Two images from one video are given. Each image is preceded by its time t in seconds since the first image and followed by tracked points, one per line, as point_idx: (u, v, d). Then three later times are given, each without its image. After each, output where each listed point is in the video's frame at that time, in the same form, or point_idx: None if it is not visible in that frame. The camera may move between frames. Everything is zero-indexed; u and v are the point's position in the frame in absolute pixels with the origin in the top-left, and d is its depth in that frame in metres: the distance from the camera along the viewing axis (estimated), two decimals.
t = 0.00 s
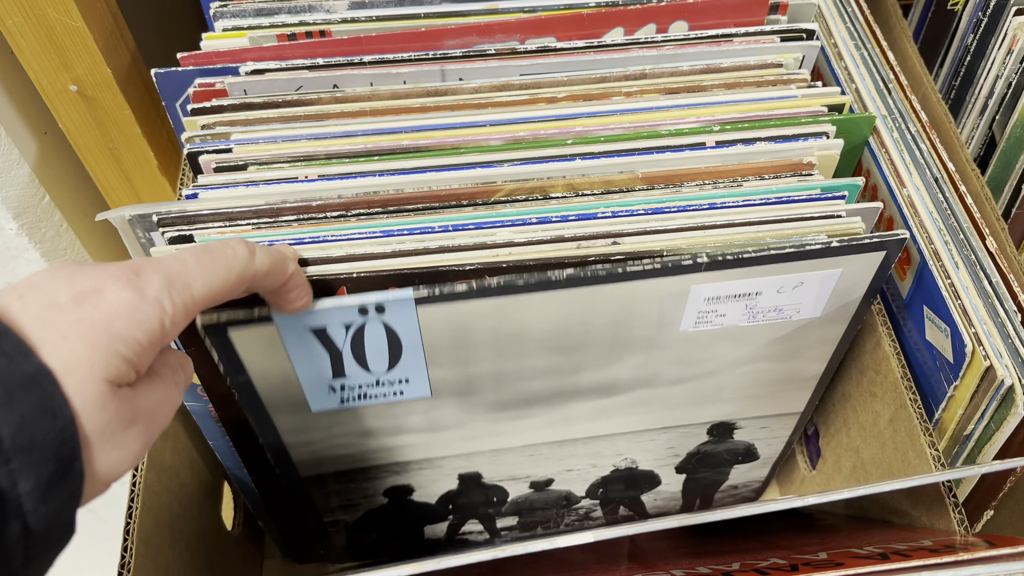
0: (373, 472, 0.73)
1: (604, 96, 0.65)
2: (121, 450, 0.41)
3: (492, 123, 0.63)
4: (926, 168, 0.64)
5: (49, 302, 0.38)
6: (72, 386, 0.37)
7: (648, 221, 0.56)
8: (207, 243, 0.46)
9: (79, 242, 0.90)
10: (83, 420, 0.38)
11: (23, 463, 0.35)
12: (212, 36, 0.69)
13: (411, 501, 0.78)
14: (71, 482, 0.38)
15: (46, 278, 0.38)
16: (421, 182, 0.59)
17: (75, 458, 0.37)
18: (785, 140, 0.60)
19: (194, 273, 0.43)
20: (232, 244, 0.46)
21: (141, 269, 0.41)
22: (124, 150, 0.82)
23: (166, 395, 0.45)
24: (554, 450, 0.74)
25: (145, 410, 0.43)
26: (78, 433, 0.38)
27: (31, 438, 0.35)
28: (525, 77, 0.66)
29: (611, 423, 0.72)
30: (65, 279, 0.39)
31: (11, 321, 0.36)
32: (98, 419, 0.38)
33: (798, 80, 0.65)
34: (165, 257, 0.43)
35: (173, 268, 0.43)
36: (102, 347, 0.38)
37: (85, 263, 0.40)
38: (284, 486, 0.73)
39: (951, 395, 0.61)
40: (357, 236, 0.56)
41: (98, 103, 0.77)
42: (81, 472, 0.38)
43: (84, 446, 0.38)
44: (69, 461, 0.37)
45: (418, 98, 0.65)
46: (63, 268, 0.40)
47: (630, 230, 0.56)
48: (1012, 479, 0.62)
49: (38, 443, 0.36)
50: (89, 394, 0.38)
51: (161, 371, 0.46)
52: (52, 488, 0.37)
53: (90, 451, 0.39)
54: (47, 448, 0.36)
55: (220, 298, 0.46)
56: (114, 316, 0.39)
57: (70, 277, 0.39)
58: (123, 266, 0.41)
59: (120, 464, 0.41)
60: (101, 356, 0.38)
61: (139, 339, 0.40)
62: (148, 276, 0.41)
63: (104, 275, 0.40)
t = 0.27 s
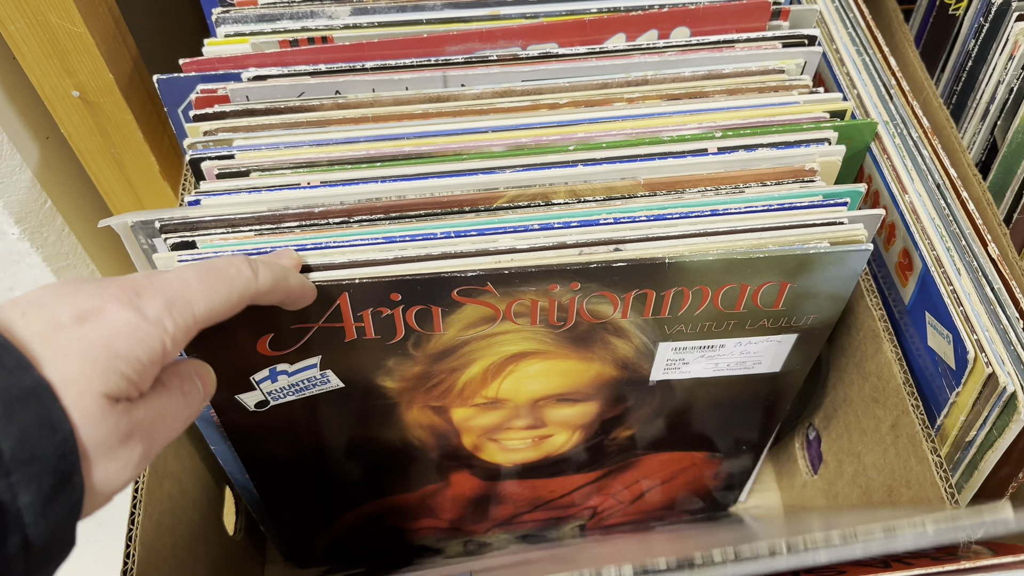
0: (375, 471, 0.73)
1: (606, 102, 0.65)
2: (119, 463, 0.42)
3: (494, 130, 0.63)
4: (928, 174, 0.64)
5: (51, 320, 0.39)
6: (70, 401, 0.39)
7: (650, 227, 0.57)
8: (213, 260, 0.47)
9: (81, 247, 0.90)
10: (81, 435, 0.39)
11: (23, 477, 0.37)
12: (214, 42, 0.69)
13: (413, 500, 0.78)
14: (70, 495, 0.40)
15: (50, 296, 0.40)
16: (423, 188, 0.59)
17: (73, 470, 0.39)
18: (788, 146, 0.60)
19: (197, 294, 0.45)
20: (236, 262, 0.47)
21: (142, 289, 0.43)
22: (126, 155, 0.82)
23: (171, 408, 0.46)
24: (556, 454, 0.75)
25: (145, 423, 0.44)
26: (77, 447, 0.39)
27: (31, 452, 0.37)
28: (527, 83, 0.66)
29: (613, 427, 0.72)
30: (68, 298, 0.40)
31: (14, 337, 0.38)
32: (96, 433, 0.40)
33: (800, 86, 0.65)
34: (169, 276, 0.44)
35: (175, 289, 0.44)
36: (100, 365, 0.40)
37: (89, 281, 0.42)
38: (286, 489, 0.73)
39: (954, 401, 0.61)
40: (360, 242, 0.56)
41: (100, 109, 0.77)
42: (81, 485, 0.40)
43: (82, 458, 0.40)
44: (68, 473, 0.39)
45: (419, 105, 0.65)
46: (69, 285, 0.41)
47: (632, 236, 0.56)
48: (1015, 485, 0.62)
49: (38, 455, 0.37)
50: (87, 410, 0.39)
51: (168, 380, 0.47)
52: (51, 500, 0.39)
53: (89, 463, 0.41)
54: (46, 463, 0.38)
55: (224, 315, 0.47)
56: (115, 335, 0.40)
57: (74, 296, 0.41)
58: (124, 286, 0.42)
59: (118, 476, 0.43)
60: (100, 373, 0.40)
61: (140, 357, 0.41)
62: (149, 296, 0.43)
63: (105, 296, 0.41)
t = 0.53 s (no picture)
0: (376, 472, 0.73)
1: (610, 103, 0.65)
2: (131, 491, 0.42)
3: (498, 130, 0.63)
4: (933, 175, 0.64)
5: (64, 341, 0.39)
6: (82, 424, 0.38)
7: (655, 229, 0.56)
8: (219, 267, 0.47)
9: (83, 248, 0.90)
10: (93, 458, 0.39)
11: (36, 498, 0.36)
12: (218, 42, 0.69)
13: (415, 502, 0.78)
14: (84, 515, 0.39)
15: (63, 315, 0.40)
16: (427, 189, 0.59)
17: (87, 492, 0.38)
18: (792, 147, 0.60)
19: (206, 309, 0.45)
20: (241, 271, 0.47)
21: (152, 307, 0.43)
22: (129, 156, 0.82)
23: (182, 434, 0.46)
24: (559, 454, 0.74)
25: (159, 451, 0.44)
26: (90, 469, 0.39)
27: (43, 473, 0.36)
28: (531, 84, 0.66)
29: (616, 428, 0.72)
30: (80, 317, 0.40)
31: (28, 359, 0.38)
32: (108, 458, 0.40)
33: (804, 87, 0.65)
34: (177, 290, 0.44)
35: (185, 305, 0.44)
36: (113, 388, 0.39)
37: (100, 298, 0.42)
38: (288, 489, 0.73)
39: (959, 402, 0.61)
40: (363, 243, 0.56)
41: (103, 110, 0.77)
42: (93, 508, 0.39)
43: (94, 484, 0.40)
44: (81, 493, 0.38)
45: (423, 105, 0.65)
46: (80, 303, 0.41)
47: (636, 237, 0.56)
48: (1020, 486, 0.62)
49: (51, 475, 0.37)
50: (100, 436, 0.39)
51: (179, 408, 0.47)
52: (64, 521, 0.38)
53: (101, 488, 0.40)
54: (59, 483, 0.37)
55: (230, 325, 0.47)
56: (127, 357, 0.40)
57: (86, 315, 0.40)
58: (136, 304, 0.42)
59: (131, 504, 0.42)
60: (112, 398, 0.39)
61: (152, 379, 0.41)
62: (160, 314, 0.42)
63: (117, 316, 0.41)
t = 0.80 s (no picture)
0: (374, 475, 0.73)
1: (609, 104, 0.65)
2: (142, 449, 0.39)
3: (497, 132, 0.63)
4: (931, 176, 0.64)
5: (73, 296, 0.36)
6: (94, 381, 0.35)
7: (653, 231, 0.56)
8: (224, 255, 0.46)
9: (83, 249, 0.90)
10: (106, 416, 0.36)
11: (47, 459, 0.35)
12: (217, 44, 0.69)
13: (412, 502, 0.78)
14: (95, 478, 0.37)
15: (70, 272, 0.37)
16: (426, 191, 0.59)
17: (99, 452, 0.36)
18: (790, 149, 0.60)
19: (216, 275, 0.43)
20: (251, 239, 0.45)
21: (164, 266, 0.40)
22: (128, 157, 0.82)
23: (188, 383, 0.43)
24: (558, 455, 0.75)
25: (168, 402, 0.40)
26: (102, 429, 0.36)
27: (53, 435, 0.35)
28: (529, 85, 0.66)
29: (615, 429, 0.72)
30: (88, 274, 0.37)
31: (36, 315, 0.35)
32: (121, 416, 0.37)
33: (803, 88, 0.65)
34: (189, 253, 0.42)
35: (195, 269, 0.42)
36: (127, 343, 0.36)
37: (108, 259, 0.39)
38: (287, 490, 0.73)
39: (956, 403, 0.61)
40: (361, 245, 0.56)
41: (102, 111, 0.77)
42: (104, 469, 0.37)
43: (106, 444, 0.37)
44: (92, 455, 0.36)
45: (422, 107, 0.65)
46: (86, 263, 0.38)
47: (634, 240, 0.56)
48: (1018, 487, 0.62)
49: (61, 437, 0.35)
50: (112, 390, 0.36)
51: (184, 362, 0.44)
52: (75, 485, 0.36)
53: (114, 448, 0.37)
54: (71, 444, 0.35)
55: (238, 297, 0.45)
56: (139, 311, 0.37)
57: (95, 271, 0.37)
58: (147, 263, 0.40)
59: (143, 463, 0.39)
60: (126, 351, 0.36)
61: (166, 333, 0.38)
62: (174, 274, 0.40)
63: (129, 271, 0.38)
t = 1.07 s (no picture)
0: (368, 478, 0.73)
1: (601, 105, 0.65)
2: (106, 488, 0.41)
3: (489, 133, 0.63)
4: (923, 177, 0.64)
5: (51, 341, 0.38)
6: (67, 424, 0.37)
7: (644, 232, 0.57)
8: (210, 276, 0.46)
9: (79, 249, 0.90)
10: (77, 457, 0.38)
11: (20, 489, 0.35)
12: (211, 44, 0.69)
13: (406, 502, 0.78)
14: (70, 506, 0.38)
15: (51, 316, 0.39)
16: (418, 192, 0.59)
17: (73, 484, 0.38)
18: (782, 150, 0.60)
19: (194, 316, 0.44)
20: (231, 279, 0.46)
21: (139, 313, 0.42)
22: (123, 158, 0.83)
23: (158, 428, 0.45)
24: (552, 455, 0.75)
25: (137, 448, 0.43)
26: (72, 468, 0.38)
27: (29, 465, 0.35)
28: (522, 86, 0.66)
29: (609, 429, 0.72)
30: (67, 319, 0.39)
31: (17, 357, 0.37)
32: (90, 460, 0.39)
33: (795, 90, 0.65)
34: (165, 297, 0.44)
35: (172, 311, 0.43)
36: (98, 392, 0.39)
37: (90, 303, 0.41)
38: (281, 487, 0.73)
39: (948, 404, 0.61)
40: (353, 245, 0.56)
41: (97, 112, 0.77)
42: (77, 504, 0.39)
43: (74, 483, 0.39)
44: (65, 485, 0.37)
45: (415, 108, 0.65)
46: (68, 306, 0.40)
47: (625, 241, 0.56)
48: (1011, 488, 0.62)
49: (35, 467, 0.35)
50: (82, 434, 0.38)
51: (156, 402, 0.46)
52: (49, 511, 0.37)
53: (83, 487, 0.40)
54: (44, 475, 0.36)
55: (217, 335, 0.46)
56: (111, 360, 0.39)
57: (74, 318, 0.39)
58: (124, 310, 0.41)
59: (107, 501, 0.42)
60: (97, 399, 0.38)
61: (135, 382, 0.40)
62: (149, 321, 0.42)
63: (105, 320, 0.40)
